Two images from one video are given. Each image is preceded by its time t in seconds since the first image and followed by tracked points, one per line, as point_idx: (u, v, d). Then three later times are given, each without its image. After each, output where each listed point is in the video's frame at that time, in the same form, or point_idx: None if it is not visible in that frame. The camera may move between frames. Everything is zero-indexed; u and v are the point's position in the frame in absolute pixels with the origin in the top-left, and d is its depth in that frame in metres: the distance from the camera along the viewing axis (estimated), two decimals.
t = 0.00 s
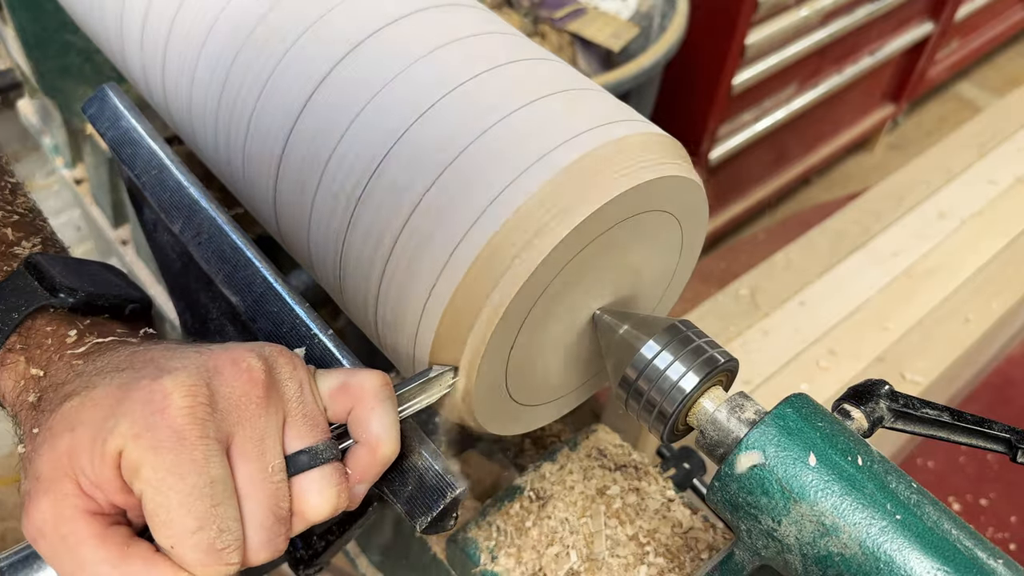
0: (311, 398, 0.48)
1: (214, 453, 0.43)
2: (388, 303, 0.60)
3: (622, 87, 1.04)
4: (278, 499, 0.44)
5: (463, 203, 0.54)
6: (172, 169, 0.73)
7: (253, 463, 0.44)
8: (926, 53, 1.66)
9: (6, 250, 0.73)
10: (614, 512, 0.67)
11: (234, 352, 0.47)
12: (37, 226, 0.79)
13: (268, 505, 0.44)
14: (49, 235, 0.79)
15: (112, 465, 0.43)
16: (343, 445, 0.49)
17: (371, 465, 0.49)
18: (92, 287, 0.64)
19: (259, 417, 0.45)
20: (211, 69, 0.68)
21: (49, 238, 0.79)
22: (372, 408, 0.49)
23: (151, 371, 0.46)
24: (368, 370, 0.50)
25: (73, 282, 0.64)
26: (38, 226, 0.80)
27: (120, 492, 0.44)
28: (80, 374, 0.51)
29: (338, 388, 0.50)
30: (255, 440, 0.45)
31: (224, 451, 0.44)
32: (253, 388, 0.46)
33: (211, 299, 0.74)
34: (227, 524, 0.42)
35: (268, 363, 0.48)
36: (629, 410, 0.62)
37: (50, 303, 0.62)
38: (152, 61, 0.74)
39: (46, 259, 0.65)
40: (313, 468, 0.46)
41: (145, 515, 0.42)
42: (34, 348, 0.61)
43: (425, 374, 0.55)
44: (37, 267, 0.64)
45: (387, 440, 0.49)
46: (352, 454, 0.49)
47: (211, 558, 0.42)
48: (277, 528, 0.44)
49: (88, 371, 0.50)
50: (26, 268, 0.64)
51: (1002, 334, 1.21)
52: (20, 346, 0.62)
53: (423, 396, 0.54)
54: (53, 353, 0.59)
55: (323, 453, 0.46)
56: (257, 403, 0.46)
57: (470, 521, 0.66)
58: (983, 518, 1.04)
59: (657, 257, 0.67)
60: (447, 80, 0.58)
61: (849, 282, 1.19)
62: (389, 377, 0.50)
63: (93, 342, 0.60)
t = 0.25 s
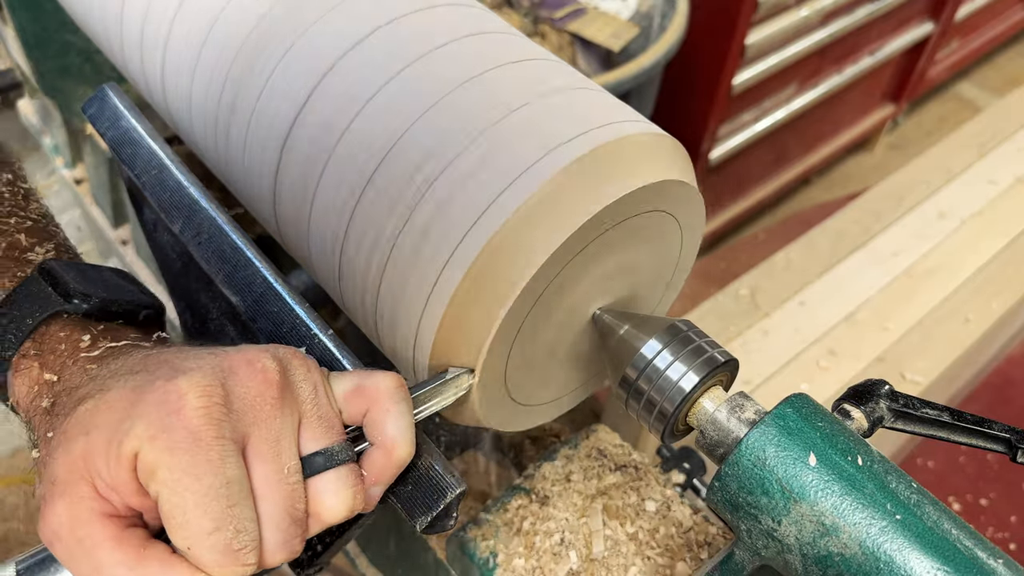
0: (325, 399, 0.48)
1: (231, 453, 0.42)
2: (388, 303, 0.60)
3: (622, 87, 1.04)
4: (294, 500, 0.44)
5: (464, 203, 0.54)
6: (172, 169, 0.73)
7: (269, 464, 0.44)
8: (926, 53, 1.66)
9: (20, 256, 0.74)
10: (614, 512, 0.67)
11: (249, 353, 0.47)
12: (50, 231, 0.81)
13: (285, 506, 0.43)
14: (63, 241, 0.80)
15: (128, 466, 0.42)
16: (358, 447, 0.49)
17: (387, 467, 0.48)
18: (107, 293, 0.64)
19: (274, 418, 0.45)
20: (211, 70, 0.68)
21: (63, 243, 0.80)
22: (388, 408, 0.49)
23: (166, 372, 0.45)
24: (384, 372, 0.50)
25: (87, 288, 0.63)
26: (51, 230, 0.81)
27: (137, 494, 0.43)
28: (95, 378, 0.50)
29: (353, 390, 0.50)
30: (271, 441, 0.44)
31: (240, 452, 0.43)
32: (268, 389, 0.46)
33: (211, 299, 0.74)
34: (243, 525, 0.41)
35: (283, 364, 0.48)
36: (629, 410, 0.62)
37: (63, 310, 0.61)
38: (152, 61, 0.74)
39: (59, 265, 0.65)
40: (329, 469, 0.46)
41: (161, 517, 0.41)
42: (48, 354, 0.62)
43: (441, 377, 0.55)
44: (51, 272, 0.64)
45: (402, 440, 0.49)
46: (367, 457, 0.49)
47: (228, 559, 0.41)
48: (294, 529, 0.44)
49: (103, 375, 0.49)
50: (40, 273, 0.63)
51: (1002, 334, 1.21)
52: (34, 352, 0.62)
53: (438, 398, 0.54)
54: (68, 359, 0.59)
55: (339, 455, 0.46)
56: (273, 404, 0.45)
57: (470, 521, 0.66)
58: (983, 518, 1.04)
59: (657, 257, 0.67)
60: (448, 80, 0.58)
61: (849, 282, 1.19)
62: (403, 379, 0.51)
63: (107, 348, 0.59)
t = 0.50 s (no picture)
0: (270, 395, 0.50)
1: (155, 443, 0.44)
2: (388, 304, 0.60)
3: (622, 87, 1.04)
4: (220, 490, 0.45)
5: (464, 203, 0.54)
6: (172, 169, 0.73)
7: (198, 453, 0.45)
8: (926, 53, 1.66)
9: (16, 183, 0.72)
10: (613, 512, 0.67)
11: (193, 345, 0.50)
12: (52, 158, 0.77)
13: (210, 492, 0.45)
14: (66, 169, 0.77)
15: (64, 445, 0.45)
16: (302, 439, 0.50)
17: (327, 464, 0.48)
18: (87, 219, 0.64)
19: (207, 407, 0.47)
20: (211, 70, 0.68)
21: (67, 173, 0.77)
22: (331, 408, 0.49)
23: (108, 360, 0.49)
24: (332, 370, 0.50)
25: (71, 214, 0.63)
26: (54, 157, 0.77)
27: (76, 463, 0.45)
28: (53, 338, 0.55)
29: (299, 381, 0.50)
30: (201, 432, 0.46)
31: (167, 441, 0.45)
32: (204, 379, 0.48)
33: (211, 299, 0.74)
34: (162, 511, 0.43)
35: (229, 355, 0.50)
36: (628, 411, 0.62)
37: (47, 239, 0.62)
38: (151, 61, 0.74)
39: (49, 192, 0.64)
40: (266, 463, 0.47)
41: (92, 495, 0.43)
42: (33, 285, 0.61)
43: (397, 373, 0.55)
44: (40, 199, 0.63)
45: (343, 441, 0.48)
46: (309, 454, 0.49)
47: (147, 542, 0.43)
48: (217, 518, 0.45)
49: (59, 336, 0.55)
50: (28, 200, 0.63)
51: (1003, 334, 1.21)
52: (20, 278, 0.62)
53: (390, 395, 0.54)
54: (45, 296, 0.60)
55: (278, 450, 0.47)
56: (211, 394, 0.48)
57: (470, 521, 0.66)
58: (983, 518, 1.04)
59: (656, 257, 0.67)
60: (448, 80, 0.58)
61: (849, 282, 1.19)
62: (352, 378, 0.51)
63: (81, 291, 0.60)
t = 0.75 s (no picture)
0: (256, 353, 0.51)
1: (142, 400, 0.47)
2: (388, 303, 0.60)
3: (622, 87, 1.04)
4: (200, 441, 0.49)
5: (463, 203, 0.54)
6: (172, 169, 0.73)
7: (180, 409, 0.48)
8: (926, 53, 1.66)
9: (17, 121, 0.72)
10: (613, 512, 0.67)
11: (182, 302, 0.50)
12: (59, 106, 0.77)
13: (189, 445, 0.49)
14: (73, 116, 0.76)
15: (56, 390, 0.48)
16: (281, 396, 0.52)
17: (302, 424, 0.51)
18: (81, 142, 0.64)
19: (195, 367, 0.49)
20: (210, 70, 0.68)
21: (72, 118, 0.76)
22: (306, 370, 0.50)
23: (100, 314, 0.49)
24: (310, 334, 0.52)
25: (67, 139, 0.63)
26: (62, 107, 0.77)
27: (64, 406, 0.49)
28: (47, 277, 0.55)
29: (280, 342, 0.52)
30: (188, 388, 0.49)
31: (155, 396, 0.48)
32: (193, 342, 0.49)
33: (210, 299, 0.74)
34: (144, 461, 0.48)
35: (216, 314, 0.51)
36: (629, 411, 0.62)
37: (42, 159, 0.62)
38: (151, 61, 0.74)
39: (48, 122, 0.64)
40: (242, 420, 0.50)
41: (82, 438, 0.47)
42: (28, 205, 0.61)
43: (378, 351, 0.56)
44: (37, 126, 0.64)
45: (318, 403, 0.50)
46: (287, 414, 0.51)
47: (127, 486, 0.48)
48: (200, 463, 0.50)
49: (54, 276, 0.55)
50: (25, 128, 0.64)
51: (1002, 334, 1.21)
52: (15, 199, 0.62)
53: (369, 369, 0.55)
54: (42, 219, 0.60)
55: (255, 407, 0.50)
56: (195, 354, 0.49)
57: (469, 521, 0.66)
58: (983, 518, 1.04)
59: (656, 257, 0.66)
60: (448, 80, 0.58)
61: (848, 282, 1.19)
62: (328, 341, 0.52)
63: (77, 222, 0.59)
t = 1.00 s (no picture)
0: (261, 354, 0.51)
1: (150, 402, 0.46)
2: (388, 304, 0.60)
3: (623, 87, 1.04)
4: (207, 444, 0.49)
5: (463, 203, 0.55)
6: (172, 169, 0.73)
7: (189, 412, 0.47)
8: (926, 53, 1.66)
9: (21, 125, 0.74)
10: (613, 512, 0.67)
11: (190, 304, 0.49)
12: (63, 108, 0.78)
13: (196, 449, 0.48)
14: (76, 119, 0.78)
15: (60, 392, 0.46)
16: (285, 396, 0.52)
17: (306, 424, 0.50)
18: (87, 148, 0.65)
19: (204, 369, 0.48)
20: (210, 70, 0.68)
21: (75, 121, 0.77)
22: (312, 370, 0.50)
23: (107, 315, 0.47)
24: (316, 336, 0.52)
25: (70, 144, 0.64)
26: (65, 109, 0.78)
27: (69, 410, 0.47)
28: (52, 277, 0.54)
29: (287, 343, 0.52)
30: (196, 390, 0.48)
31: (163, 398, 0.47)
32: (202, 343, 0.48)
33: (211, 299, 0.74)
34: (151, 464, 0.47)
35: (225, 315, 0.50)
36: (629, 411, 0.62)
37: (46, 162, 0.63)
38: (151, 62, 0.74)
39: (52, 126, 0.65)
40: (248, 421, 0.49)
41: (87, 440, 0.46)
42: (30, 209, 0.63)
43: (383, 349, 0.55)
44: (41, 130, 0.64)
45: (324, 403, 0.50)
46: (291, 413, 0.51)
47: (134, 489, 0.47)
48: (206, 467, 0.49)
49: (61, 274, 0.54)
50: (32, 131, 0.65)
51: (1002, 334, 1.21)
52: (17, 204, 0.63)
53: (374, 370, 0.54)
54: (44, 224, 0.61)
55: (261, 409, 0.50)
56: (205, 356, 0.48)
57: (469, 521, 0.66)
58: (983, 518, 1.04)
59: (656, 257, 0.66)
60: (447, 81, 0.58)
61: (848, 282, 1.19)
62: (335, 341, 0.52)
63: (80, 227, 0.59)
